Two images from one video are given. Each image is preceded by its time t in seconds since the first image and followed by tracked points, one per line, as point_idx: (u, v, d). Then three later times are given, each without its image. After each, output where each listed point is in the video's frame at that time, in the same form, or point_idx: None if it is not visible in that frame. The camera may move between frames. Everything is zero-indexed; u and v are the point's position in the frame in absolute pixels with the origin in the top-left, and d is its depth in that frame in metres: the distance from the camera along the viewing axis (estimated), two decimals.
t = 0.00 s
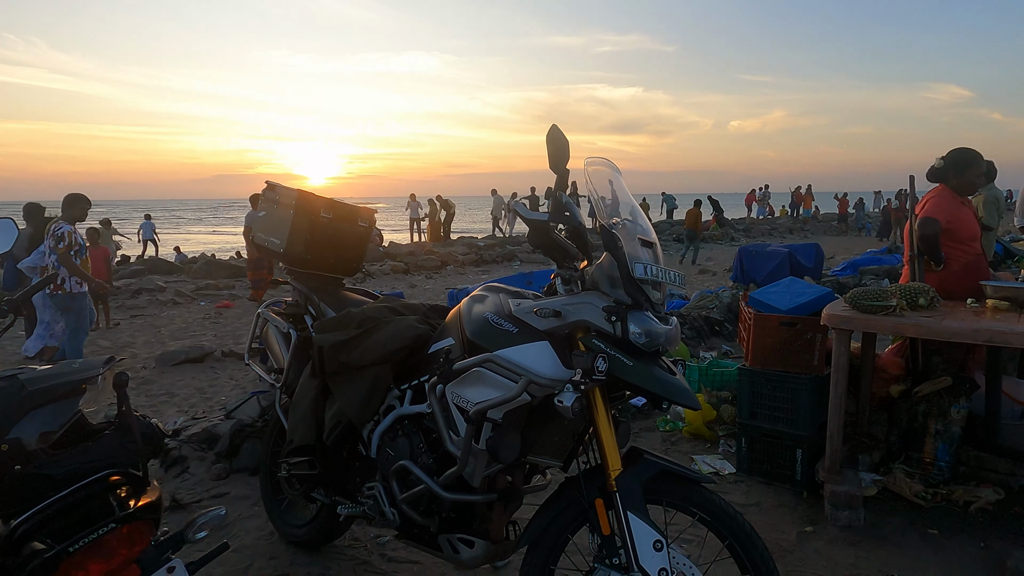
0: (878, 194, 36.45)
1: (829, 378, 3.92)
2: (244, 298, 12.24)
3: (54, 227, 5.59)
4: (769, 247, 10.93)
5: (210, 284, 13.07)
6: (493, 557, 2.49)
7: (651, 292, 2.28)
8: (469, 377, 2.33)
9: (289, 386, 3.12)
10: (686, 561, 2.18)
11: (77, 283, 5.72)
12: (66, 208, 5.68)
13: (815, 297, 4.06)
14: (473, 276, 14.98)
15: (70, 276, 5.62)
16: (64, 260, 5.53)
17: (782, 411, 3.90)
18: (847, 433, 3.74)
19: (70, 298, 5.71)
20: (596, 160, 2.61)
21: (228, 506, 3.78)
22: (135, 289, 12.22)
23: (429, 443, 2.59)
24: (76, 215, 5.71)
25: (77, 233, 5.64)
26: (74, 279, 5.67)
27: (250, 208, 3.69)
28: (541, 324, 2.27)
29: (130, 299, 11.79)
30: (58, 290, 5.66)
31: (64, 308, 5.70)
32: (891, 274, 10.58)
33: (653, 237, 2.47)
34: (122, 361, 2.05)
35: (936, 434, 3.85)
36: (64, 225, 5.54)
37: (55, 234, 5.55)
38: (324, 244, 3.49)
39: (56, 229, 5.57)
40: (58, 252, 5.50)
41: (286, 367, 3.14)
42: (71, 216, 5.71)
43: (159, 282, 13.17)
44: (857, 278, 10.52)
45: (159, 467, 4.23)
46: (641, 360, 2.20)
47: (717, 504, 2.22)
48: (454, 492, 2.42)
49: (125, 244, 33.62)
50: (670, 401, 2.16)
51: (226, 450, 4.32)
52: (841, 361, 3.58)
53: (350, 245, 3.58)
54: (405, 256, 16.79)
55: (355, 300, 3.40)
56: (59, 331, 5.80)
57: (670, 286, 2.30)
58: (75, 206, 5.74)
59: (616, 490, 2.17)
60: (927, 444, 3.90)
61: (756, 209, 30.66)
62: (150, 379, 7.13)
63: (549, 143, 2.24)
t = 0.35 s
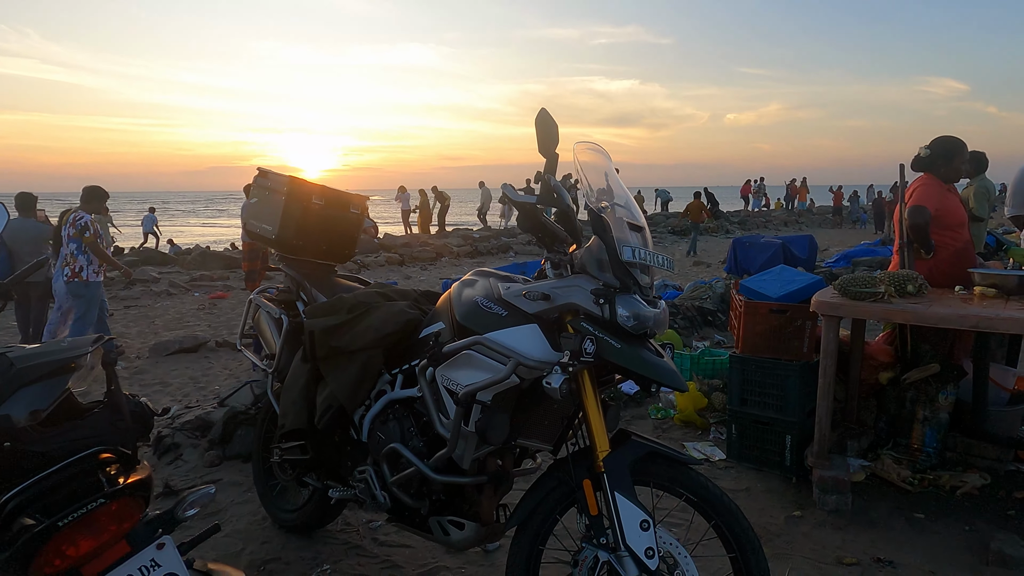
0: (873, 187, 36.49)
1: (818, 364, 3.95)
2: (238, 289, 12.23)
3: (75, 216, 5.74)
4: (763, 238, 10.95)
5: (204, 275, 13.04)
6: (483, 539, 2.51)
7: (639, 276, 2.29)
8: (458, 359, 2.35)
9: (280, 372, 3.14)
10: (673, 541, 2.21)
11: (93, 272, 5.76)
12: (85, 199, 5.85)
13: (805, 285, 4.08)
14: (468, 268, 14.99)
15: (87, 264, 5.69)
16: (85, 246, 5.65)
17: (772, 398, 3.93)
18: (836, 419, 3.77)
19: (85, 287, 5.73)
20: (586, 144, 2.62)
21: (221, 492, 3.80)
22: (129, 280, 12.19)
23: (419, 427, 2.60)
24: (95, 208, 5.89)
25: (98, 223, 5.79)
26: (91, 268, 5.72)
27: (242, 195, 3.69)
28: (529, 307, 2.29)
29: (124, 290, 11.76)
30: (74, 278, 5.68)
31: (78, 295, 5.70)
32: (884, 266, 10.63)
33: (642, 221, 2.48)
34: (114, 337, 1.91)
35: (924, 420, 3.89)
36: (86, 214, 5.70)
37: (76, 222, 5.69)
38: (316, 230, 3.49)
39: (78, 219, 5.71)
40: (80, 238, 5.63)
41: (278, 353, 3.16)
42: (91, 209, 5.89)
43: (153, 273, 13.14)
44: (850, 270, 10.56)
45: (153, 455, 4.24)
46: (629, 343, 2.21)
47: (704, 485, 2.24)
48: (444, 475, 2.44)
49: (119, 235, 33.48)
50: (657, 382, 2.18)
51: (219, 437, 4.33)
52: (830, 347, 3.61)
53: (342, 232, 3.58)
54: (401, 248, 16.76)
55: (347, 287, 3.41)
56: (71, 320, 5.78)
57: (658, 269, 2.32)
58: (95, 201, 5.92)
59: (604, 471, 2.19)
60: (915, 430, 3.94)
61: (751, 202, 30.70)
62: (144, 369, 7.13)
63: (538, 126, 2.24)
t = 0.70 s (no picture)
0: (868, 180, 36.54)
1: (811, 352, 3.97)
2: (233, 280, 12.20)
3: (92, 203, 6.14)
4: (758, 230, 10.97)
5: (199, 267, 13.00)
6: (477, 523, 2.52)
7: (632, 261, 2.30)
8: (451, 344, 2.36)
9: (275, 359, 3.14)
10: (664, 524, 2.22)
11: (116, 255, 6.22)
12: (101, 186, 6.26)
13: (799, 273, 4.10)
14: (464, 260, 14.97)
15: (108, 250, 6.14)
16: (103, 233, 6.08)
17: (765, 386, 3.95)
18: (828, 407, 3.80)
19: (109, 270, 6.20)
20: (579, 130, 2.62)
21: (216, 479, 3.81)
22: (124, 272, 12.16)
23: (413, 412, 2.61)
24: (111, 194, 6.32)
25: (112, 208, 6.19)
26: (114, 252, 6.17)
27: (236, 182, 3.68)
28: (522, 292, 2.29)
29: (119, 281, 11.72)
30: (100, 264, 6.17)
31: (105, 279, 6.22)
32: (878, 257, 10.65)
33: (635, 206, 2.48)
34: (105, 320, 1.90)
35: (916, 407, 3.92)
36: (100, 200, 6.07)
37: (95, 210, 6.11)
38: (310, 218, 3.48)
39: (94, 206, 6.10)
40: (97, 226, 6.05)
41: (272, 340, 3.17)
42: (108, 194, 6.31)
43: (148, 265, 13.09)
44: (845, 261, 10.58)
45: (148, 443, 4.24)
46: (621, 327, 2.22)
47: (696, 468, 2.25)
48: (437, 459, 2.45)
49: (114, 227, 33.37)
50: (649, 366, 2.20)
51: (214, 426, 4.33)
52: (823, 335, 3.62)
53: (337, 220, 3.58)
54: (396, 240, 16.75)
55: (341, 275, 3.41)
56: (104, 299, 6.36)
57: (650, 254, 2.33)
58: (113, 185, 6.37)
59: (597, 454, 2.20)
60: (907, 418, 3.96)
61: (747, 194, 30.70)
62: (138, 359, 7.12)
63: (531, 111, 2.24)
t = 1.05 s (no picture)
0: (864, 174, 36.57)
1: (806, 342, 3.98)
2: (229, 272, 12.16)
3: (121, 199, 6.54)
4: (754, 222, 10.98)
5: (194, 259, 12.96)
6: (474, 510, 2.53)
7: (628, 247, 2.31)
8: (448, 331, 2.36)
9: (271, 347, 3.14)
10: (660, 509, 2.24)
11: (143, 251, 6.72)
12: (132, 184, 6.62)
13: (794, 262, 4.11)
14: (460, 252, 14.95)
15: (134, 245, 6.56)
16: (132, 230, 6.52)
17: (760, 375, 3.97)
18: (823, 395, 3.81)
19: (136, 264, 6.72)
20: (576, 117, 2.62)
21: (213, 468, 3.81)
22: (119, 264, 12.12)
23: (410, 400, 2.61)
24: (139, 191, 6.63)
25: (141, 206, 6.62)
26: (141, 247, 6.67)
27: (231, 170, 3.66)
28: (519, 279, 2.29)
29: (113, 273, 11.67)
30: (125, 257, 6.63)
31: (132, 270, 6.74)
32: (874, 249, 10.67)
33: (632, 192, 2.49)
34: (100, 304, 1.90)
35: (910, 396, 3.93)
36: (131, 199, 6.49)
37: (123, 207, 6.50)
38: (305, 206, 3.47)
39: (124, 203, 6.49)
40: (125, 222, 6.47)
41: (269, 328, 3.17)
42: (135, 191, 6.63)
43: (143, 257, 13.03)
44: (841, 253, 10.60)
45: (144, 433, 4.24)
46: (618, 313, 2.23)
47: (691, 453, 2.26)
48: (434, 446, 2.45)
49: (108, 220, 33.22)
50: (646, 352, 2.20)
51: (210, 415, 4.33)
52: (818, 324, 3.64)
53: (333, 209, 3.57)
54: (392, 232, 16.73)
55: (337, 263, 3.41)
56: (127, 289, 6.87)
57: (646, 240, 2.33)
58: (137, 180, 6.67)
59: (593, 440, 2.21)
60: (901, 406, 3.98)
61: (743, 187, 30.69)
62: (134, 350, 7.10)
63: (527, 97, 2.23)
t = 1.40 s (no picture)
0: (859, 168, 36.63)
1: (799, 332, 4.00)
2: (224, 264, 12.14)
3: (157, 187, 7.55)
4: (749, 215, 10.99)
5: (189, 251, 12.93)
6: (467, 498, 2.53)
7: (622, 236, 2.31)
8: (442, 319, 2.36)
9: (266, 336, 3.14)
10: (652, 496, 2.25)
11: (162, 237, 7.57)
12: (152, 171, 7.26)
13: (788, 253, 4.12)
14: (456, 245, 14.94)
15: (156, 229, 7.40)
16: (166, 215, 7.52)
17: (754, 365, 3.99)
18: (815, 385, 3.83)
19: (158, 248, 7.61)
20: (570, 105, 2.61)
21: (207, 459, 3.81)
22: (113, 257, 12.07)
23: (404, 388, 2.61)
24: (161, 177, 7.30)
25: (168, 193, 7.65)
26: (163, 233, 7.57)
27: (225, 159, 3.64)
28: (513, 267, 2.29)
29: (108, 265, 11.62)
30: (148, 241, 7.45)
31: (149, 255, 7.45)
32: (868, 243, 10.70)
33: (626, 180, 2.49)
34: (92, 290, 1.89)
35: (902, 386, 3.95)
36: (162, 187, 7.47)
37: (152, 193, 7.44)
38: (300, 196, 3.46)
39: (153, 190, 7.44)
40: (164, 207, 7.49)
41: (263, 317, 3.17)
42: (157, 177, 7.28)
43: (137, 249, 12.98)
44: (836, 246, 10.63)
45: (138, 423, 4.23)
46: (611, 301, 2.23)
47: (684, 441, 2.27)
48: (427, 433, 2.45)
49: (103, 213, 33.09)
50: (638, 340, 2.21)
51: (204, 405, 4.33)
52: (811, 314, 3.65)
53: (328, 199, 3.56)
54: (387, 225, 16.71)
55: (331, 253, 3.40)
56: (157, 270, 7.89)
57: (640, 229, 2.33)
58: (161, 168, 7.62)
59: (586, 427, 2.21)
60: (893, 396, 4.01)
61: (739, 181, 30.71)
62: (128, 342, 7.09)
63: (520, 85, 2.23)
